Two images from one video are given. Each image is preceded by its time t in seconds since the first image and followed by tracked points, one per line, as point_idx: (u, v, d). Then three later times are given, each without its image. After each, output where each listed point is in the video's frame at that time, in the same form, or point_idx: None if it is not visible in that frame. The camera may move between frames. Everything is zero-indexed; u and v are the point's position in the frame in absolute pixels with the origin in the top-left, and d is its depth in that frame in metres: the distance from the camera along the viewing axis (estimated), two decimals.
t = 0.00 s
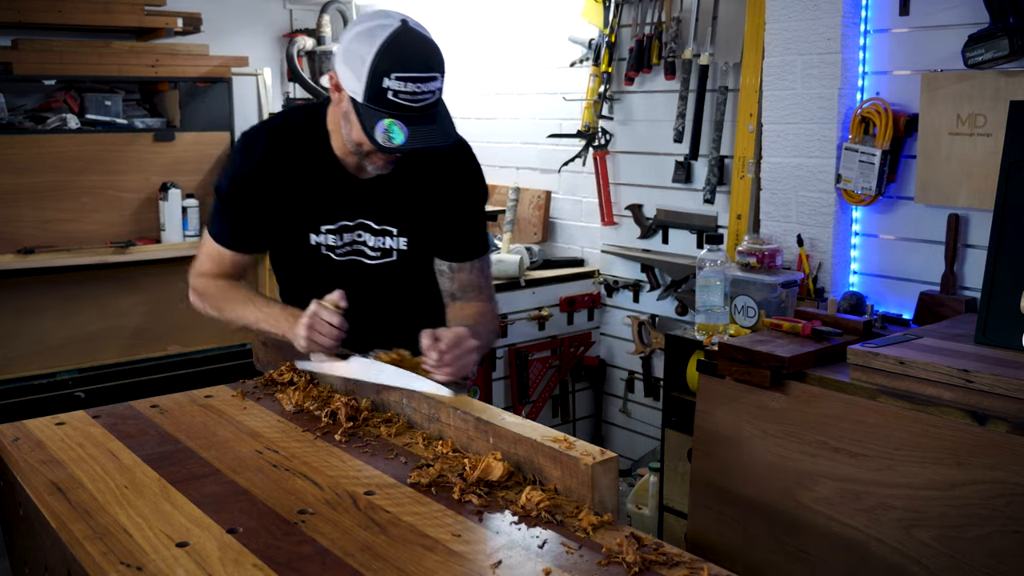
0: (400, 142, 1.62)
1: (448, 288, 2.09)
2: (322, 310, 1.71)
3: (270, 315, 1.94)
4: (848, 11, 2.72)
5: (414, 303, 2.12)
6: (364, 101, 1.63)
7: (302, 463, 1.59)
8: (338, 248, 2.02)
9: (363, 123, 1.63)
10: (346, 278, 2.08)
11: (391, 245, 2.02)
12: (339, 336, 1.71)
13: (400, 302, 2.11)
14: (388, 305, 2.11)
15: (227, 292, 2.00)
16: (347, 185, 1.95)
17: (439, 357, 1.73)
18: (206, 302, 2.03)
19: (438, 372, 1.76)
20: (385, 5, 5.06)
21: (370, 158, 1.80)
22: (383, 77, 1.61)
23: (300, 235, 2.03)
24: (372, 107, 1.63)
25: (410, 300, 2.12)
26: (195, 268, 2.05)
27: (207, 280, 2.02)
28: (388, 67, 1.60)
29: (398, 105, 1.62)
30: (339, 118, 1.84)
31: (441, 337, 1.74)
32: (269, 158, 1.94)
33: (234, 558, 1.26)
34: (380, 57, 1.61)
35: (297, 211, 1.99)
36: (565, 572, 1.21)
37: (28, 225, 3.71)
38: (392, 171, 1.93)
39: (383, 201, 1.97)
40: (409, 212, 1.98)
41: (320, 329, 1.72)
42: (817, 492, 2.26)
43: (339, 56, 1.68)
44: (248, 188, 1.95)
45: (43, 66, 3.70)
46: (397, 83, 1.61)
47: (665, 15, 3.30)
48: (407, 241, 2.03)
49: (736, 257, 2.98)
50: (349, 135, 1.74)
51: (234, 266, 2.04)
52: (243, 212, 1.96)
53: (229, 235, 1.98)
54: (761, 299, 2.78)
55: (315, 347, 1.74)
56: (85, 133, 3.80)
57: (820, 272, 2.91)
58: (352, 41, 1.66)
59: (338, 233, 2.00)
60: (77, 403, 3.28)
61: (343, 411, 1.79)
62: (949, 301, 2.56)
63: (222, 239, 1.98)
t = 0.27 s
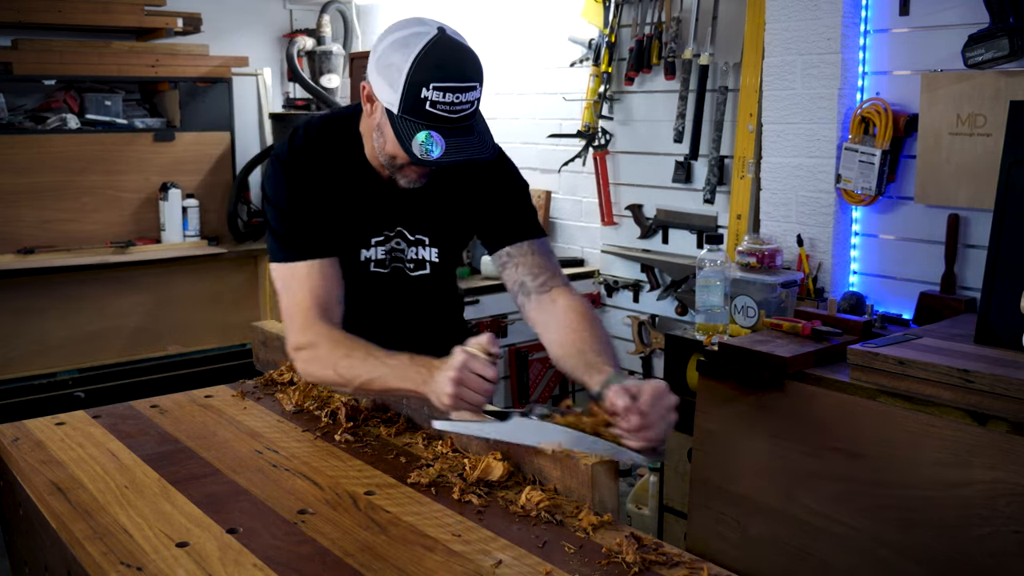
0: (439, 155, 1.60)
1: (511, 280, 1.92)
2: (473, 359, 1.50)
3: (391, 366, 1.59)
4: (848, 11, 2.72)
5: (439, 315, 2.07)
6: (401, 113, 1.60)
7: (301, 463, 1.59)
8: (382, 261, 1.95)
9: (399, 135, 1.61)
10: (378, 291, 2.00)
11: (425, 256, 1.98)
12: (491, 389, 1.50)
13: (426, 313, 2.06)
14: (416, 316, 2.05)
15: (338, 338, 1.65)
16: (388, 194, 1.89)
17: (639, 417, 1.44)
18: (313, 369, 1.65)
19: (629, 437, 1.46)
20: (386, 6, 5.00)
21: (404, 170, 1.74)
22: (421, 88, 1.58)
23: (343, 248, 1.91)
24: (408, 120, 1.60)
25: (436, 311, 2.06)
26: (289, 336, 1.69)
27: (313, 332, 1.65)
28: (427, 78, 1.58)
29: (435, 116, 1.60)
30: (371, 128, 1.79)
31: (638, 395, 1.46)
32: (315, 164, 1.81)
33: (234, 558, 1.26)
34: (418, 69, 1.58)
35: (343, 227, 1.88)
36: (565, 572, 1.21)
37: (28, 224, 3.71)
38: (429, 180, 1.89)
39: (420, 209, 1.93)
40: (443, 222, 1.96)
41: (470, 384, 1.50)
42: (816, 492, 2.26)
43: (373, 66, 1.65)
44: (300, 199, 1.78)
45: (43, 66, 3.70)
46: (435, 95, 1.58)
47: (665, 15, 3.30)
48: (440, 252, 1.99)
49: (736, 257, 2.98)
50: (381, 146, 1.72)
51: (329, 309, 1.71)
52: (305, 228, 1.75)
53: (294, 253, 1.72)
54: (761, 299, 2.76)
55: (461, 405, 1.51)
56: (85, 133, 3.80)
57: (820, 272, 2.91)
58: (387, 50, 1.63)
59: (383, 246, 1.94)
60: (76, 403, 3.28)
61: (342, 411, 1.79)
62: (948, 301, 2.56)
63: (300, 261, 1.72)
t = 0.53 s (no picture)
0: (453, 143, 1.59)
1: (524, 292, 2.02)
2: (411, 340, 1.60)
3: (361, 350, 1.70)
4: (848, 11, 2.72)
5: (452, 311, 2.07)
6: (414, 101, 1.60)
7: (301, 463, 1.59)
8: (385, 253, 1.96)
9: (412, 123, 1.60)
10: (389, 287, 2.01)
11: (438, 249, 1.99)
12: (429, 368, 1.60)
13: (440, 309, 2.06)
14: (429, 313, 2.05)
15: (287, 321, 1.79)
16: (393, 186, 1.91)
17: (548, 393, 1.66)
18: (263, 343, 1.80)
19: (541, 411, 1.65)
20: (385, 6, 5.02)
21: (416, 161, 1.74)
22: (434, 75, 1.58)
23: (346, 242, 1.95)
24: (421, 108, 1.60)
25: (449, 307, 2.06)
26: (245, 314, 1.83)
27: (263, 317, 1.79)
28: (440, 65, 1.57)
29: (449, 104, 1.59)
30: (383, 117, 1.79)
31: (550, 371, 1.68)
32: (317, 159, 1.85)
33: (234, 558, 1.26)
34: (431, 54, 1.57)
35: (341, 219, 1.91)
36: (565, 572, 1.21)
37: (27, 224, 3.71)
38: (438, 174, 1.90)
39: (428, 203, 1.94)
40: (455, 215, 1.97)
41: (410, 364, 1.61)
42: (816, 492, 2.26)
43: (386, 53, 1.65)
44: (299, 195, 1.83)
45: (42, 66, 3.70)
46: (448, 82, 1.57)
47: (665, 15, 3.30)
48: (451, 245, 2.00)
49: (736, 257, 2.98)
50: (394, 135, 1.72)
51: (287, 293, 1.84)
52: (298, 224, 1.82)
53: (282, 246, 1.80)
54: (761, 299, 2.76)
55: (400, 381, 1.62)
56: (85, 133, 3.80)
57: (820, 272, 2.91)
58: (400, 36, 1.62)
59: (387, 238, 1.95)
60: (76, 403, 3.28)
61: (342, 411, 1.78)
62: (949, 301, 2.56)
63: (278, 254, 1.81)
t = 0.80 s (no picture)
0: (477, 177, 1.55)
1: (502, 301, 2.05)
2: (361, 322, 1.74)
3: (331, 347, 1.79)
4: (848, 11, 2.72)
5: (459, 329, 2.11)
6: (436, 133, 1.56)
7: (301, 463, 1.59)
8: (379, 278, 2.00)
9: (435, 156, 1.56)
10: (394, 304, 2.06)
11: (442, 276, 2.00)
12: (376, 349, 1.74)
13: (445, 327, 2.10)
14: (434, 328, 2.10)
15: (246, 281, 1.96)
16: (399, 217, 1.92)
17: (477, 369, 1.73)
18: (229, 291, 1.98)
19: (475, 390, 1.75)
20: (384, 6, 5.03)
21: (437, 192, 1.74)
22: (457, 107, 1.53)
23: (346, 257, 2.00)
24: (444, 140, 1.56)
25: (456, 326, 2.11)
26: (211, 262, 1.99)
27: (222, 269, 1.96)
28: (463, 96, 1.53)
29: (472, 136, 1.54)
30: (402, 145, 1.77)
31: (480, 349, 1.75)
32: (326, 171, 1.88)
33: (234, 558, 1.26)
34: (454, 86, 1.53)
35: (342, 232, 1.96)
36: (565, 572, 1.21)
37: (27, 224, 3.71)
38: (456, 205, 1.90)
39: (435, 233, 1.95)
40: (460, 245, 1.97)
41: (360, 344, 1.74)
42: (817, 492, 2.25)
43: (407, 82, 1.61)
44: (292, 206, 1.87)
45: (42, 66, 3.70)
46: (472, 114, 1.53)
47: (665, 15, 3.30)
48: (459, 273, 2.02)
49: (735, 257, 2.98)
50: (414, 167, 1.69)
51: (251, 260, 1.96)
52: (282, 228, 1.88)
53: (264, 238, 1.88)
54: (761, 299, 2.76)
55: (351, 360, 1.76)
56: (85, 133, 3.80)
57: (820, 272, 2.91)
58: (422, 64, 1.59)
59: (383, 265, 1.98)
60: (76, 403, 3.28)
61: (342, 411, 1.78)
62: (949, 300, 2.56)
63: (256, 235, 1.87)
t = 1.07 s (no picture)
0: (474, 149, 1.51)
1: (551, 292, 1.86)
2: (513, 376, 1.44)
3: (416, 374, 1.52)
4: (848, 11, 2.72)
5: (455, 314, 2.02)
6: (433, 105, 1.53)
7: (301, 463, 1.59)
8: (409, 260, 1.87)
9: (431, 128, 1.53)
10: (398, 291, 1.92)
11: (450, 259, 1.90)
12: (533, 408, 1.44)
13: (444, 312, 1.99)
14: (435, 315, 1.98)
15: (362, 339, 1.57)
16: (421, 194, 1.78)
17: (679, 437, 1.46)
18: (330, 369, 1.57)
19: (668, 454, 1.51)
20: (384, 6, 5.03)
21: (435, 169, 1.68)
22: (454, 79, 1.50)
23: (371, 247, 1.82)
24: (441, 113, 1.52)
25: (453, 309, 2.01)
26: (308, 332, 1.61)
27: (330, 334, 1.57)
28: (461, 68, 1.50)
29: (470, 108, 1.51)
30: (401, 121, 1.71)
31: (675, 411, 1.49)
32: (345, 159, 1.71)
33: (234, 558, 1.26)
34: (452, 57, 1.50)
35: (370, 224, 1.78)
36: (565, 572, 1.21)
37: (27, 224, 3.71)
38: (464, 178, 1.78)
39: (453, 210, 1.83)
40: (475, 227, 1.87)
41: (513, 406, 1.43)
42: (817, 492, 2.26)
43: (405, 56, 1.58)
44: (328, 195, 1.68)
45: (42, 66, 3.70)
46: (470, 85, 1.50)
47: (665, 15, 3.31)
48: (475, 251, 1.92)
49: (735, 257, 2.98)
50: (412, 142, 1.64)
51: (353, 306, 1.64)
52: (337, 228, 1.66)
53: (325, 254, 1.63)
54: (761, 299, 2.76)
55: (499, 425, 1.44)
56: (85, 133, 3.80)
57: (820, 272, 2.91)
58: (421, 38, 1.56)
59: (412, 244, 1.84)
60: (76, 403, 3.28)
61: (342, 411, 1.78)
62: (949, 300, 2.56)
63: (327, 253, 1.62)
